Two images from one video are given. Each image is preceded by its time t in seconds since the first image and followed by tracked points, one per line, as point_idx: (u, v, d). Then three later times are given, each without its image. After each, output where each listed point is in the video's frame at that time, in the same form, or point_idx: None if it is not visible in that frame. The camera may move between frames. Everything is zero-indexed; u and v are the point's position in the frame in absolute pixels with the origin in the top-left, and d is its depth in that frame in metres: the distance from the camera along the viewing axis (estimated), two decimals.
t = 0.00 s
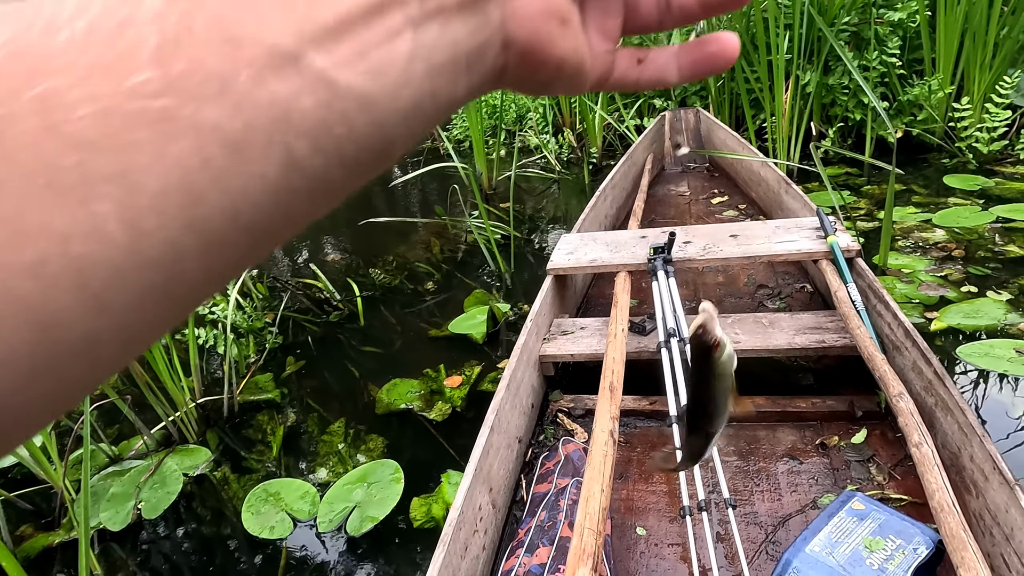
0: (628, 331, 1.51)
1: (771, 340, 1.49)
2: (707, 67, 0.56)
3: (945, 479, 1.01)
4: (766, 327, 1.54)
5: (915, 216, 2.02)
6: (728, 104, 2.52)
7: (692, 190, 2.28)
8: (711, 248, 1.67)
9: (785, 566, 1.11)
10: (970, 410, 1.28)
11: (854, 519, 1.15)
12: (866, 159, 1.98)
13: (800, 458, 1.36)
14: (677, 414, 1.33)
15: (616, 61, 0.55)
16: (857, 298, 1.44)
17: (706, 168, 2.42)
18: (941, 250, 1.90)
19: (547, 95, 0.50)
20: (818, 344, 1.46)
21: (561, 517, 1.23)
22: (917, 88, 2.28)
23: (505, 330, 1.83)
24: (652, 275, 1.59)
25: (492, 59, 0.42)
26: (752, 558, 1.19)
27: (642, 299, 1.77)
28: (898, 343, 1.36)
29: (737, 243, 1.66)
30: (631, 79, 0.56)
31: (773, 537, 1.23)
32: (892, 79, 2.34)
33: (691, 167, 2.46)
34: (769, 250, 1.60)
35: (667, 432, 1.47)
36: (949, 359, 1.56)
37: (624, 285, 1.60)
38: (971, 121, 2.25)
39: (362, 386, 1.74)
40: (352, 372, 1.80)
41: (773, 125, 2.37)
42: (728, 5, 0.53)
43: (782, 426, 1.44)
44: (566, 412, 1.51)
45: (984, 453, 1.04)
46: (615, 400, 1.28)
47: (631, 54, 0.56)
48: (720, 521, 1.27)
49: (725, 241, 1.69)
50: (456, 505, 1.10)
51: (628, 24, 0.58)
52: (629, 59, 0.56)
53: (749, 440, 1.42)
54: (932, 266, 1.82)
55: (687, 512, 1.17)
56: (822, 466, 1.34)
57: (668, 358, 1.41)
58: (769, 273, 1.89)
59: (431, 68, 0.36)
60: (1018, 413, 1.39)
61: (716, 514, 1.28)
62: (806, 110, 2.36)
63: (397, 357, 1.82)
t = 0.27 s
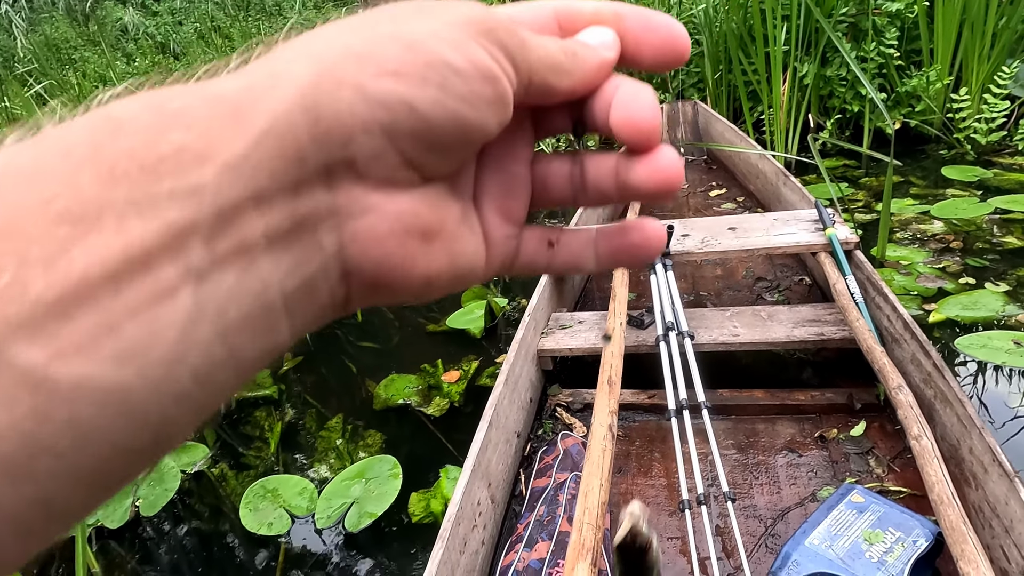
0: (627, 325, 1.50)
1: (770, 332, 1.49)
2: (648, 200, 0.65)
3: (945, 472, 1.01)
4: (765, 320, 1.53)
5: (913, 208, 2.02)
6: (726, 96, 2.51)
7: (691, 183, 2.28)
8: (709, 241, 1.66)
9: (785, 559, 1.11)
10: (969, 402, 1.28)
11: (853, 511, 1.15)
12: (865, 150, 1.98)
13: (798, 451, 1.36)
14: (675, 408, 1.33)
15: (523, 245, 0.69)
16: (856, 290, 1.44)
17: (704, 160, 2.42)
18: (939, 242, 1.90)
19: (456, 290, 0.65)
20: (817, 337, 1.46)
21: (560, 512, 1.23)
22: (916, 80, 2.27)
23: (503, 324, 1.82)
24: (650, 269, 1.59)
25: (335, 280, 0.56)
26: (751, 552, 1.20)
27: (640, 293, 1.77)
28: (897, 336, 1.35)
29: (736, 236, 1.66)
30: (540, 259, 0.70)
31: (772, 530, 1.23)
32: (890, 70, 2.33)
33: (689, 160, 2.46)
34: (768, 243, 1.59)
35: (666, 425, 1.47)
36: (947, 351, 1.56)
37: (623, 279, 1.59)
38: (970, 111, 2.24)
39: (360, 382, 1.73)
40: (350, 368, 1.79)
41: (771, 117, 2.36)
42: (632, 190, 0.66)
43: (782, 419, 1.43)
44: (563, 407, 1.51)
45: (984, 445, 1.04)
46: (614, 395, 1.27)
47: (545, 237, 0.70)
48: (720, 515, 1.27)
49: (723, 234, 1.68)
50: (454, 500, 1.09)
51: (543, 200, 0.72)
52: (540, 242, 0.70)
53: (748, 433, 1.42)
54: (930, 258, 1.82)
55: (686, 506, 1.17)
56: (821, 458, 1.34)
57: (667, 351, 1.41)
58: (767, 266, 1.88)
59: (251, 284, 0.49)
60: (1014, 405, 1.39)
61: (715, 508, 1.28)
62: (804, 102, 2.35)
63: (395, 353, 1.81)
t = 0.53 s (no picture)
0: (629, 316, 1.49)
1: (773, 323, 1.48)
2: (634, 440, 0.59)
3: (951, 460, 1.00)
4: (768, 310, 1.52)
5: (915, 196, 2.01)
6: (726, 86, 2.49)
7: (691, 174, 2.27)
8: (711, 230, 1.65)
9: (790, 549, 1.10)
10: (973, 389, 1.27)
11: (858, 500, 1.14)
12: (866, 139, 1.97)
13: (802, 440, 1.36)
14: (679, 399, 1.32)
15: (482, 461, 0.67)
16: (860, 279, 1.43)
17: (705, 151, 2.41)
18: (941, 231, 1.89)
19: (388, 528, 0.60)
20: (820, 327, 1.45)
21: (563, 504, 1.21)
22: (917, 67, 2.26)
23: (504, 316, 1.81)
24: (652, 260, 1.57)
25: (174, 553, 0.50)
26: (756, 541, 1.19)
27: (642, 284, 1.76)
28: (901, 324, 1.35)
29: (737, 226, 1.65)
30: (502, 473, 0.67)
31: (776, 520, 1.23)
32: (891, 58, 2.32)
33: (689, 151, 2.45)
34: (770, 232, 1.58)
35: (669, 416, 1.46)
36: (949, 339, 1.55)
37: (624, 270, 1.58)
38: (971, 100, 2.23)
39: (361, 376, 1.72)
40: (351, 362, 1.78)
41: (771, 107, 2.35)
42: (615, 422, 0.61)
43: (785, 408, 1.43)
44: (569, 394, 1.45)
45: (990, 433, 1.03)
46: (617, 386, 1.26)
47: (509, 451, 0.67)
48: (723, 505, 1.27)
49: (725, 223, 1.67)
50: (458, 493, 1.08)
51: (512, 401, 0.70)
52: (504, 456, 0.67)
53: (752, 423, 1.41)
54: (932, 247, 1.81)
55: (690, 497, 1.17)
56: (825, 448, 1.33)
57: (669, 343, 1.40)
58: (769, 256, 1.87)
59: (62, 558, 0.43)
60: (1017, 393, 1.39)
61: (719, 498, 1.28)
62: (804, 91, 2.34)
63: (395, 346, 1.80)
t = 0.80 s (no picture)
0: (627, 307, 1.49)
1: (780, 297, 1.47)
2: (640, 533, 0.57)
3: (961, 429, 1.00)
4: (774, 285, 1.51)
5: (921, 169, 1.99)
6: (730, 61, 2.46)
7: (695, 151, 2.25)
8: (715, 206, 1.64)
9: (799, 522, 1.10)
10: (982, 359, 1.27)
11: (867, 472, 1.14)
12: (871, 111, 1.95)
13: (810, 414, 1.36)
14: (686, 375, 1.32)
15: (478, 553, 0.68)
16: (866, 251, 1.42)
17: (708, 127, 2.39)
18: (948, 204, 1.87)
19: None
20: (827, 301, 1.44)
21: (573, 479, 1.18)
22: (923, 38, 2.23)
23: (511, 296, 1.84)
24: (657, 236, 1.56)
25: None
26: (764, 514, 1.20)
27: (647, 261, 1.75)
28: (909, 296, 1.34)
29: (743, 201, 1.63)
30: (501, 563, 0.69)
31: (785, 493, 1.23)
32: (897, 29, 2.29)
33: (692, 127, 2.43)
34: (775, 207, 1.57)
35: (675, 393, 1.46)
36: (956, 311, 1.55)
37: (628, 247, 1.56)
38: (978, 71, 2.20)
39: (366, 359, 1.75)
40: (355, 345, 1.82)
41: (775, 81, 2.32)
42: (617, 512, 0.59)
43: (792, 382, 1.43)
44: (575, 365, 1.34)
45: (999, 402, 1.03)
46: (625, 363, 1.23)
47: (509, 539, 0.69)
48: (732, 480, 1.27)
49: (730, 199, 1.66)
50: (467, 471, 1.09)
51: (511, 484, 0.71)
52: (502, 544, 0.69)
53: (759, 398, 1.41)
54: (938, 220, 1.79)
55: (699, 471, 1.17)
56: (833, 421, 1.33)
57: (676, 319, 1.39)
58: (774, 231, 1.86)
59: None
60: None
61: (727, 472, 1.28)
62: (808, 64, 2.31)
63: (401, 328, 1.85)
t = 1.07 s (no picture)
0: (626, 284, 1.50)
1: (791, 253, 1.46)
2: (691, 438, 0.58)
3: (977, 377, 0.99)
4: (785, 240, 1.50)
5: (933, 118, 1.95)
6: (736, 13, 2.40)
7: (701, 108, 2.21)
8: (724, 162, 1.62)
9: (815, 474, 1.11)
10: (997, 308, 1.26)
11: (882, 423, 1.15)
12: (882, 60, 1.90)
13: (823, 368, 1.36)
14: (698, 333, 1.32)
15: (532, 471, 0.66)
16: (879, 203, 1.40)
17: (714, 83, 2.34)
18: (961, 152, 1.84)
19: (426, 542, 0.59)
20: (839, 255, 1.43)
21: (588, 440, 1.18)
22: None
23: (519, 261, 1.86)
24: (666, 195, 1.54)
25: None
26: (780, 468, 1.21)
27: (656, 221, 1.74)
28: (923, 247, 1.32)
29: (752, 156, 1.61)
30: (553, 480, 0.67)
31: (799, 447, 1.24)
32: None
33: (698, 84, 2.38)
34: (786, 162, 1.54)
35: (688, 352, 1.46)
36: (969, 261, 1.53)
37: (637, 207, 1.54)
38: (992, 13, 2.18)
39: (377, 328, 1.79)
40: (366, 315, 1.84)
41: (782, 33, 2.27)
42: (668, 421, 0.60)
43: (805, 337, 1.43)
44: (588, 336, 1.24)
45: (1015, 349, 1.03)
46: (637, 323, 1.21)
47: (560, 454, 0.67)
48: (747, 436, 1.28)
49: (740, 155, 1.63)
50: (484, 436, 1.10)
51: (555, 407, 0.69)
52: (553, 460, 0.67)
53: (772, 354, 1.42)
54: (951, 169, 1.76)
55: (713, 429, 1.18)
56: (846, 374, 1.33)
57: (687, 278, 1.38)
58: (784, 187, 1.84)
59: None
60: None
61: (742, 428, 1.29)
62: (817, 14, 2.26)
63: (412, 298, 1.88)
